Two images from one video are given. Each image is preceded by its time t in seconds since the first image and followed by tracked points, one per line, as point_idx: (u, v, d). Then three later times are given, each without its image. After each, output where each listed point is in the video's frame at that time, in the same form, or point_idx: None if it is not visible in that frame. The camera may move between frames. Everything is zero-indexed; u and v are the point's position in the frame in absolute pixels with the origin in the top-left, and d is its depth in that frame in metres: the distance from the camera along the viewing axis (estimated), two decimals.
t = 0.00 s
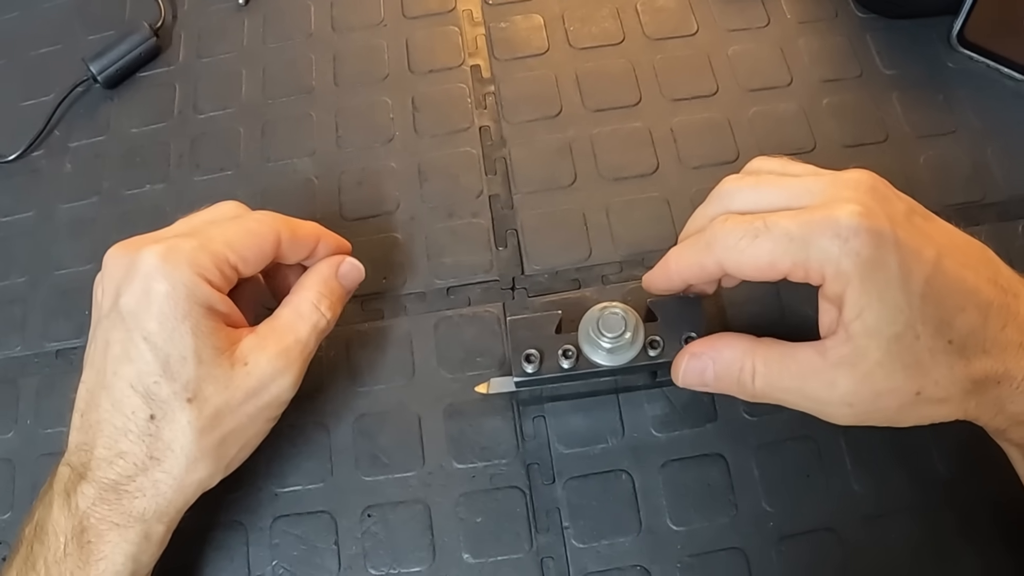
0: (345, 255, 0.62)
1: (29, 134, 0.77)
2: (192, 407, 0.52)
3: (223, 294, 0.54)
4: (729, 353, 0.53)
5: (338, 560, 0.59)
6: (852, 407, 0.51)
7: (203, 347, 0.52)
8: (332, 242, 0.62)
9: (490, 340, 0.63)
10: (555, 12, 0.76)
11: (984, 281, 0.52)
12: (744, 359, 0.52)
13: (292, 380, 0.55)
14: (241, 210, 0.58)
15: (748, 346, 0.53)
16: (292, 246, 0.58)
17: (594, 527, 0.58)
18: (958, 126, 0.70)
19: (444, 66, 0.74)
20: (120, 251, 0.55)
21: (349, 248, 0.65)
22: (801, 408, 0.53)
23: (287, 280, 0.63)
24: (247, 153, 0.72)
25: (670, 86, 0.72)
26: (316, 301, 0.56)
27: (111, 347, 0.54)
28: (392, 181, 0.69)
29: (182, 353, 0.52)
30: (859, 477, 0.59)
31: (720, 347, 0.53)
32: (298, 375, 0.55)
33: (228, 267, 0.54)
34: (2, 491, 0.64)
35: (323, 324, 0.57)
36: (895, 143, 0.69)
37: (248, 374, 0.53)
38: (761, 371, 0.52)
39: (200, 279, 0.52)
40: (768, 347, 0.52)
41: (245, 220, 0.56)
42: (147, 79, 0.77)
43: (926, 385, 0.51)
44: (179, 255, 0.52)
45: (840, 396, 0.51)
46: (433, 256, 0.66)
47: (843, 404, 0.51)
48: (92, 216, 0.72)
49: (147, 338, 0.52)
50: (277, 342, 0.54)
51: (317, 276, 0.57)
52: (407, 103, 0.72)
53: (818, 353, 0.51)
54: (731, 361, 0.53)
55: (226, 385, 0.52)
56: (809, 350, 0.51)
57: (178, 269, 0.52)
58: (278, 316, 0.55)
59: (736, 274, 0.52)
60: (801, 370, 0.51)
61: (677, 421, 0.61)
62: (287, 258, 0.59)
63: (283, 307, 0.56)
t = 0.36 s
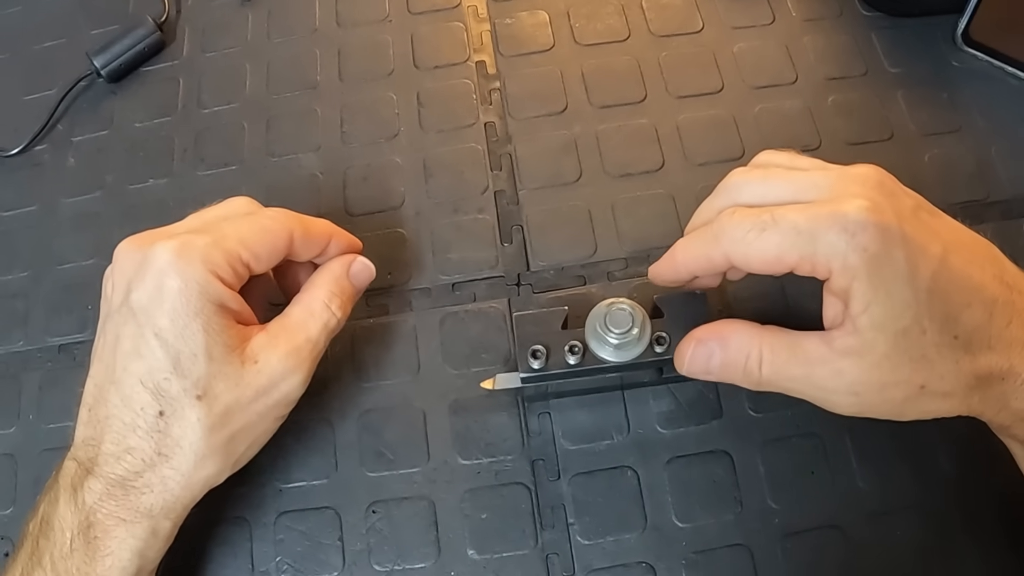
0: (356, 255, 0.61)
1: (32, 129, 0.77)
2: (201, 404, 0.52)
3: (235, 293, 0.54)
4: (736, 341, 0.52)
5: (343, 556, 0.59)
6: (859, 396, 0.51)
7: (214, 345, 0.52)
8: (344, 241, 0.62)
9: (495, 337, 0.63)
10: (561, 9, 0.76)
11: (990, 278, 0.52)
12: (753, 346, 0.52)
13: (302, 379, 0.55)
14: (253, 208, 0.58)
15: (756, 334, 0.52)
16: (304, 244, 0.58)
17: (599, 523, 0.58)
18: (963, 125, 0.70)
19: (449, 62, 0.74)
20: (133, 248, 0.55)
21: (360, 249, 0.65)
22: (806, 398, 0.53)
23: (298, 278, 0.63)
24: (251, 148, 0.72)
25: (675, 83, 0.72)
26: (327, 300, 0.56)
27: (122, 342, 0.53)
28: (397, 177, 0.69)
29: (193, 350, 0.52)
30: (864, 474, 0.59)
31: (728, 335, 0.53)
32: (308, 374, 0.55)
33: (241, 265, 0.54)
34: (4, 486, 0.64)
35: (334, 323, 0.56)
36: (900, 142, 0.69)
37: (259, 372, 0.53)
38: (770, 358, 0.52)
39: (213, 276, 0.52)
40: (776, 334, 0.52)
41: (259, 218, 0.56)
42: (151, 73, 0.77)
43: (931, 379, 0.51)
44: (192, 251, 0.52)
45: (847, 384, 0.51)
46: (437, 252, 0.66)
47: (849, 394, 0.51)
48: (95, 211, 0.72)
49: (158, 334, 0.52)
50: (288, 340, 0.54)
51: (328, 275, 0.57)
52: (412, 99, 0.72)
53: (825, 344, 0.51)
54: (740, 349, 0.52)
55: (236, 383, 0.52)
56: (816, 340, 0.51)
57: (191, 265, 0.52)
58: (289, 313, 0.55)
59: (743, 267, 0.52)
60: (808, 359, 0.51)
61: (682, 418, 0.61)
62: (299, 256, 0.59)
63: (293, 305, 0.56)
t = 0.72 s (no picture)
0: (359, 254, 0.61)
1: (27, 124, 0.76)
2: (200, 400, 0.52)
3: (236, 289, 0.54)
4: (741, 306, 0.52)
5: (337, 551, 0.59)
6: (855, 372, 0.51)
7: (214, 342, 0.52)
8: (347, 240, 0.61)
9: (490, 331, 0.63)
10: (556, 3, 0.75)
11: (989, 270, 0.52)
12: (758, 311, 0.52)
13: (302, 378, 0.55)
14: (256, 205, 0.58)
15: (759, 299, 0.52)
16: (307, 243, 0.58)
17: (594, 518, 0.58)
18: (960, 120, 0.70)
19: (444, 57, 0.73)
20: (135, 243, 0.55)
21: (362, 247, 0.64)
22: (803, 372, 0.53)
23: (299, 275, 0.62)
24: (247, 143, 0.72)
25: (671, 78, 0.72)
26: (329, 299, 0.56)
27: (122, 337, 0.53)
28: (392, 171, 0.69)
29: (193, 347, 0.52)
30: (860, 469, 0.59)
31: (731, 301, 0.52)
32: (308, 373, 0.55)
33: (242, 263, 0.54)
34: None
35: (334, 322, 0.56)
36: (897, 136, 0.69)
37: (259, 370, 0.53)
38: (773, 323, 0.52)
39: (214, 274, 0.52)
40: (776, 302, 0.52)
41: (263, 216, 0.55)
42: (146, 68, 0.77)
43: (926, 365, 0.51)
44: (194, 248, 0.52)
45: (844, 356, 0.51)
46: (433, 246, 0.66)
47: (846, 369, 0.51)
48: (90, 206, 0.72)
49: (159, 329, 0.52)
50: (289, 338, 0.54)
51: (331, 275, 0.57)
52: (407, 93, 0.72)
53: (824, 317, 0.51)
54: (745, 314, 0.52)
55: (236, 379, 0.52)
56: (816, 312, 0.51)
57: (192, 263, 0.52)
58: (291, 312, 0.55)
59: (741, 255, 0.52)
60: (807, 329, 0.51)
61: (678, 413, 0.61)
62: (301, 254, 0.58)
63: (295, 303, 0.56)
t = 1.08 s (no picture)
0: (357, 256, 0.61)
1: (25, 124, 0.76)
2: (199, 402, 0.52)
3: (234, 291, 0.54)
4: (740, 297, 0.52)
5: (334, 552, 0.59)
6: (848, 364, 0.51)
7: (214, 343, 0.52)
8: (345, 242, 0.61)
9: (488, 331, 0.63)
10: (555, 3, 0.75)
11: (990, 270, 0.52)
12: (756, 301, 0.51)
13: (300, 380, 0.55)
14: (255, 207, 0.57)
15: (757, 289, 0.52)
16: (306, 245, 0.57)
17: (591, 520, 0.58)
18: (959, 119, 0.70)
19: (442, 56, 0.73)
20: (134, 244, 0.54)
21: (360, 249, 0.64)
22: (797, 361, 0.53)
23: (298, 276, 0.62)
24: (245, 143, 0.72)
25: (669, 78, 0.71)
26: (327, 300, 0.56)
27: (121, 339, 0.53)
28: (390, 171, 0.69)
29: (192, 348, 0.51)
30: (859, 471, 0.59)
31: (730, 292, 0.52)
32: (306, 374, 0.55)
33: (241, 265, 0.54)
34: None
35: (333, 323, 0.56)
36: (896, 136, 0.69)
37: (258, 371, 0.53)
38: (772, 313, 0.51)
39: (213, 276, 0.52)
40: (773, 291, 0.52)
41: (260, 217, 0.55)
42: (144, 68, 0.77)
43: (923, 362, 0.51)
44: (193, 250, 0.52)
45: (838, 348, 0.51)
46: (430, 247, 0.66)
47: (840, 361, 0.51)
48: (87, 206, 0.72)
49: (157, 331, 0.52)
50: (287, 339, 0.54)
51: (329, 276, 0.57)
52: (405, 93, 0.72)
53: (820, 309, 0.51)
54: (743, 304, 0.52)
55: (235, 382, 0.52)
56: (812, 303, 0.51)
57: (191, 264, 0.52)
58: (289, 312, 0.55)
59: (742, 255, 0.51)
60: (804, 320, 0.51)
61: (676, 414, 0.60)
62: (300, 255, 0.58)
63: (293, 304, 0.55)
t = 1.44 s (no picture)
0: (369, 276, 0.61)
1: (19, 130, 0.77)
2: (207, 419, 0.52)
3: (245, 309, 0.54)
4: (739, 287, 0.51)
5: (327, 557, 0.59)
6: (842, 361, 0.51)
7: (224, 360, 0.52)
8: (357, 261, 0.61)
9: (478, 336, 0.63)
10: (547, 7, 0.75)
11: (983, 272, 0.52)
12: (753, 291, 0.51)
13: (307, 399, 0.55)
14: (268, 224, 0.57)
15: (756, 281, 0.51)
16: (317, 264, 0.57)
17: (582, 524, 0.58)
18: (952, 122, 0.70)
19: (434, 61, 0.73)
20: (148, 259, 0.54)
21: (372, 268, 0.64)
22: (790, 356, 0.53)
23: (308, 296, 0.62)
24: (238, 148, 0.72)
25: (661, 82, 0.71)
26: (338, 320, 0.56)
27: (131, 352, 0.53)
28: (382, 176, 0.69)
29: (203, 365, 0.52)
30: (849, 474, 0.59)
31: (729, 280, 0.52)
32: (314, 394, 0.55)
33: (253, 284, 0.53)
34: None
35: (342, 343, 0.57)
36: (889, 139, 0.69)
37: (266, 389, 0.53)
38: (768, 304, 0.51)
39: (225, 294, 0.52)
40: (770, 284, 0.52)
41: (274, 236, 0.55)
42: (138, 74, 0.77)
43: (915, 363, 0.51)
44: (206, 267, 0.52)
45: (833, 345, 0.51)
46: (422, 251, 0.66)
47: (834, 358, 0.51)
48: (82, 212, 0.72)
49: (167, 346, 0.52)
50: (297, 357, 0.54)
51: (340, 296, 0.57)
52: (397, 98, 0.72)
53: (815, 305, 0.51)
54: (740, 294, 0.51)
55: (243, 399, 0.52)
56: (807, 299, 0.51)
57: (204, 282, 0.51)
58: (299, 330, 0.55)
59: (734, 254, 0.52)
60: (799, 314, 0.51)
61: (666, 418, 0.61)
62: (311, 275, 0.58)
63: (303, 323, 0.56)
